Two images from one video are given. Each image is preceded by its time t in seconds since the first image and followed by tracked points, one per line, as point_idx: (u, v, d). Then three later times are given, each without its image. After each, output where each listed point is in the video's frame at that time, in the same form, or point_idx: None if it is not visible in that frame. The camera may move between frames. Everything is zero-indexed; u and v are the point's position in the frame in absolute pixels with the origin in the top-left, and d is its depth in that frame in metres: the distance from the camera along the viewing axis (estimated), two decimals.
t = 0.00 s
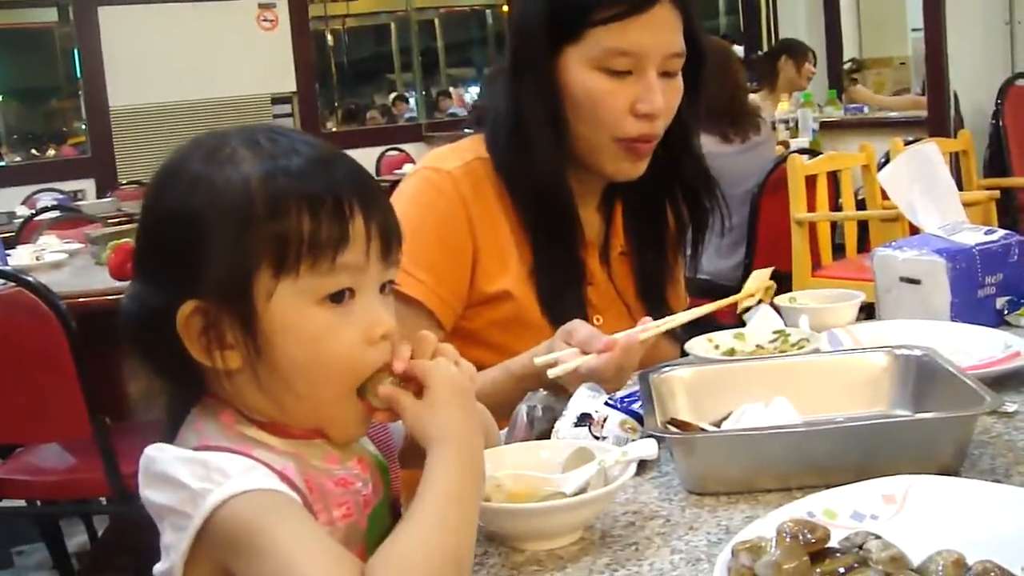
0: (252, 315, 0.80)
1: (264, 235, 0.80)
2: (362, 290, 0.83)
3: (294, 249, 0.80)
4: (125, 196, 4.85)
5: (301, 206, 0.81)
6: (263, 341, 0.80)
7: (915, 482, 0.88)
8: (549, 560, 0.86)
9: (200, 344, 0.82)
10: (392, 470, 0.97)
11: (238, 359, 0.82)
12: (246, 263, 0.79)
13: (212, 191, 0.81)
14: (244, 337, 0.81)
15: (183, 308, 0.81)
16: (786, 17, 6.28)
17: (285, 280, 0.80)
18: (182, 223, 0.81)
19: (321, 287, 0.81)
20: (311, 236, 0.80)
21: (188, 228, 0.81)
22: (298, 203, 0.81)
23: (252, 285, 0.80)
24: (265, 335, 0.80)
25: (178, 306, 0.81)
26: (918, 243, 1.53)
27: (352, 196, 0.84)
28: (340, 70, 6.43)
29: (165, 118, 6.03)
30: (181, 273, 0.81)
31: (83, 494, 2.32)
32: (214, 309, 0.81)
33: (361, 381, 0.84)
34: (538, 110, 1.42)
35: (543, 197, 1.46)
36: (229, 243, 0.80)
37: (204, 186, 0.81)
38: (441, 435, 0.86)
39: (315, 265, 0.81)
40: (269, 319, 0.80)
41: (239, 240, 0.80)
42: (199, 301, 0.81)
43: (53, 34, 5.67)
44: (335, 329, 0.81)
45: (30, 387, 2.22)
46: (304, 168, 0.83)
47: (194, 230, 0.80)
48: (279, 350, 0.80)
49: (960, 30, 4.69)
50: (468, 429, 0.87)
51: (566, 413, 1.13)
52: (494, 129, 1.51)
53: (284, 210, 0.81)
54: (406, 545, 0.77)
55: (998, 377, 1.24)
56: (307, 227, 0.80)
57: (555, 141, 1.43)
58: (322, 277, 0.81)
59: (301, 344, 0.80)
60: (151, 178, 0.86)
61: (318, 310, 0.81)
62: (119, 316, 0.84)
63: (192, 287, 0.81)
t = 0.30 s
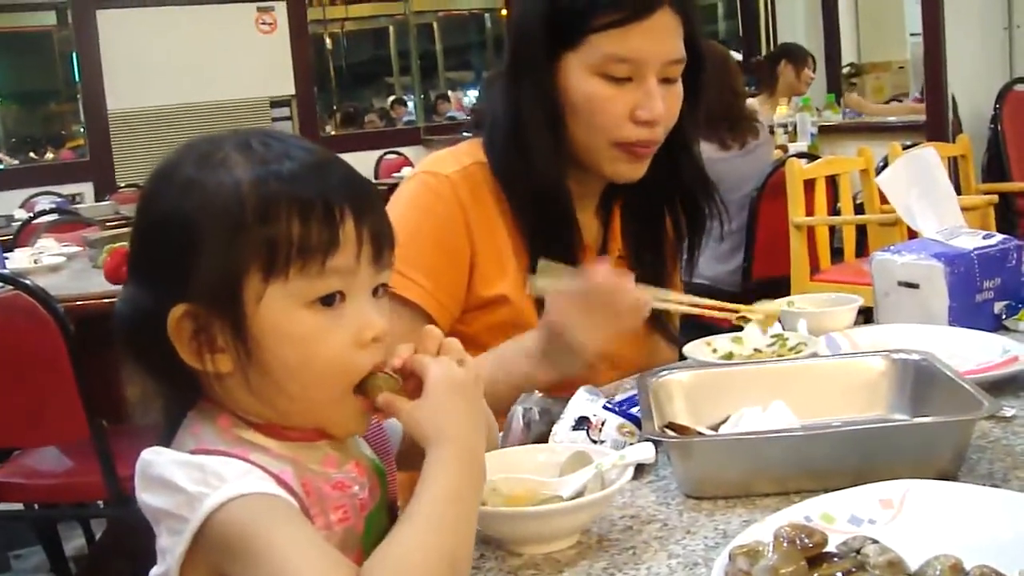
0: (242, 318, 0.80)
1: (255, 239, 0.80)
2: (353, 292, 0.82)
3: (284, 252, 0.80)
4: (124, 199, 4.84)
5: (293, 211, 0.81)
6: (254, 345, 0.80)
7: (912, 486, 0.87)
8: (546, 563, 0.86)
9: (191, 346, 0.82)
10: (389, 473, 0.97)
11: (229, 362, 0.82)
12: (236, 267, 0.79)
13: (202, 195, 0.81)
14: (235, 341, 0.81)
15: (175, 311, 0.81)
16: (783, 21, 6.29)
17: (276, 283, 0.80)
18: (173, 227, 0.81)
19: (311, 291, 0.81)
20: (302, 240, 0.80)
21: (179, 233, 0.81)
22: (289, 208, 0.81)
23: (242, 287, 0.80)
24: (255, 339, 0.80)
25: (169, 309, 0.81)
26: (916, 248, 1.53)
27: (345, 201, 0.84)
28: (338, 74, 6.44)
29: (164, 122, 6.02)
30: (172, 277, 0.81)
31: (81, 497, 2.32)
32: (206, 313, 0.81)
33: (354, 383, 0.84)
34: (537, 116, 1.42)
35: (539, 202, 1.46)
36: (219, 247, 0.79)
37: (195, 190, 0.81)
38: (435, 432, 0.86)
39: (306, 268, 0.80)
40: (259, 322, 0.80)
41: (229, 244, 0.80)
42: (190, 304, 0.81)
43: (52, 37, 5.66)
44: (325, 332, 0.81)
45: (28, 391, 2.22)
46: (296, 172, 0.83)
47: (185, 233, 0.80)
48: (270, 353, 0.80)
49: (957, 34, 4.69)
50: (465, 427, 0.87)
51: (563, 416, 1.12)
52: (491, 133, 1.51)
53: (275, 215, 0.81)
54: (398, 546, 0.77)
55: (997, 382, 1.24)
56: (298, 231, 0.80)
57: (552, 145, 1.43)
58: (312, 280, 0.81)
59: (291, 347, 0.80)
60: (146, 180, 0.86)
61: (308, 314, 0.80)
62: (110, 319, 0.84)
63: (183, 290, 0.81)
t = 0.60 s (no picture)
0: (243, 306, 0.80)
1: (256, 233, 0.79)
2: (353, 290, 0.82)
3: (284, 245, 0.80)
4: (122, 194, 4.84)
5: (295, 205, 0.81)
6: (251, 338, 0.80)
7: (911, 481, 0.87)
8: (543, 556, 0.86)
9: (186, 336, 0.82)
10: (388, 465, 0.97)
11: (226, 352, 0.82)
12: (237, 258, 0.79)
13: (205, 186, 0.80)
14: (232, 334, 0.81)
15: (172, 301, 0.81)
16: (783, 17, 6.28)
17: (274, 278, 0.80)
18: (176, 214, 0.81)
19: (310, 287, 0.80)
20: (304, 233, 0.80)
21: (182, 222, 0.80)
22: (291, 200, 0.81)
23: (240, 280, 0.79)
24: (252, 332, 0.80)
25: (167, 298, 0.81)
26: (915, 242, 1.53)
27: (347, 196, 0.84)
28: (337, 68, 6.41)
29: (161, 117, 6.02)
30: (172, 267, 0.81)
31: (79, 491, 2.31)
32: (204, 303, 0.80)
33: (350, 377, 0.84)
34: (535, 111, 1.41)
35: (535, 193, 1.47)
36: (224, 235, 0.79)
37: (197, 182, 0.81)
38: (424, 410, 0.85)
39: (306, 264, 0.80)
40: (258, 317, 0.80)
41: (229, 237, 0.79)
42: (188, 295, 0.80)
43: (50, 32, 5.66)
44: (320, 328, 0.81)
45: (27, 385, 2.21)
46: (298, 165, 0.83)
47: (188, 224, 0.80)
48: (268, 347, 0.80)
49: (958, 30, 4.68)
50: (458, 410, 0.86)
51: (562, 409, 1.12)
52: (488, 123, 1.51)
53: (278, 207, 0.80)
54: (391, 531, 0.77)
55: (995, 376, 1.24)
56: (298, 226, 0.80)
57: (548, 138, 1.43)
58: (312, 276, 0.80)
59: (289, 342, 0.80)
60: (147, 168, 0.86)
61: (304, 308, 0.80)
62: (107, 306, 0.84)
63: (185, 279, 0.80)
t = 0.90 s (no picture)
0: (241, 312, 0.80)
1: (254, 238, 0.79)
2: (350, 296, 0.82)
3: (282, 251, 0.80)
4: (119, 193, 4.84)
5: (293, 211, 0.81)
6: (249, 344, 0.80)
7: (909, 483, 0.87)
8: (540, 559, 0.86)
9: (183, 341, 0.82)
10: (385, 467, 0.97)
11: (224, 357, 0.82)
12: (235, 264, 0.79)
13: (203, 191, 0.80)
14: (230, 340, 0.81)
15: (169, 307, 0.81)
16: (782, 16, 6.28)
17: (273, 285, 0.80)
18: (173, 218, 0.80)
19: (307, 293, 0.80)
20: (302, 238, 0.80)
21: (179, 227, 0.80)
22: (289, 206, 0.81)
23: (238, 287, 0.79)
24: (252, 338, 0.80)
25: (164, 304, 0.81)
26: (914, 243, 1.53)
27: (344, 201, 0.84)
28: (336, 67, 6.38)
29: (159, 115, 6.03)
30: (168, 272, 0.81)
31: (77, 491, 2.31)
32: (202, 308, 0.80)
33: (346, 379, 0.84)
34: (535, 111, 1.41)
35: (533, 193, 1.47)
36: (222, 241, 0.79)
37: (195, 185, 0.81)
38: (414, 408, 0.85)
39: (304, 271, 0.80)
40: (257, 323, 0.80)
41: (228, 241, 0.79)
42: (186, 301, 0.80)
43: (49, 31, 5.64)
44: (318, 333, 0.81)
45: (23, 383, 2.21)
46: (295, 170, 0.83)
47: (184, 229, 0.80)
48: (266, 352, 0.80)
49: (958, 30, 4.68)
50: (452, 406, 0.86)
51: (560, 412, 1.12)
52: (487, 123, 1.51)
53: (276, 212, 0.80)
54: (386, 532, 0.77)
55: (993, 378, 1.24)
56: (297, 231, 0.80)
57: (549, 139, 1.43)
58: (310, 283, 0.80)
59: (288, 348, 0.80)
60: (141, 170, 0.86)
61: (301, 313, 0.80)
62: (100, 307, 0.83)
63: (182, 285, 0.80)
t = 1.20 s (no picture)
0: (237, 334, 0.80)
1: (252, 263, 0.80)
2: (347, 319, 0.83)
3: (281, 275, 0.80)
4: (118, 207, 4.83)
5: (290, 235, 0.81)
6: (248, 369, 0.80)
7: (906, 508, 0.87)
8: None
9: (181, 366, 0.82)
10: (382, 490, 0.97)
11: (222, 382, 0.82)
12: (233, 288, 0.79)
13: (199, 216, 0.80)
14: (229, 365, 0.81)
15: (167, 332, 0.81)
16: (778, 35, 6.28)
17: (271, 309, 0.80)
18: (168, 241, 0.80)
19: (305, 317, 0.81)
20: (299, 262, 0.80)
21: (175, 250, 0.80)
22: (286, 230, 0.81)
23: (236, 311, 0.80)
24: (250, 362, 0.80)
25: (160, 329, 0.81)
26: (910, 266, 1.53)
27: (341, 224, 0.84)
28: (335, 83, 6.43)
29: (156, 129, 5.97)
30: (165, 297, 0.81)
31: (73, 508, 2.31)
32: (200, 333, 0.80)
33: (343, 403, 0.84)
34: (535, 131, 1.42)
35: (532, 213, 1.47)
36: (217, 264, 0.79)
37: (192, 210, 0.81)
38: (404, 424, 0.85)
39: (302, 295, 0.81)
40: (255, 348, 0.80)
41: (226, 265, 0.79)
42: (184, 326, 0.80)
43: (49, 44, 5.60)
44: (316, 357, 0.81)
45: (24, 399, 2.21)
46: (291, 194, 0.83)
47: (181, 254, 0.80)
48: (265, 376, 0.81)
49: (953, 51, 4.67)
50: (442, 423, 0.87)
51: (557, 435, 1.12)
52: (486, 144, 1.51)
53: (273, 236, 0.81)
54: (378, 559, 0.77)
55: (990, 401, 1.25)
56: (294, 255, 0.80)
57: (551, 160, 1.43)
58: (308, 307, 0.81)
59: (286, 372, 0.81)
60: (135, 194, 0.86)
61: (299, 338, 0.81)
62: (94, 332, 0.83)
63: (180, 309, 0.80)
